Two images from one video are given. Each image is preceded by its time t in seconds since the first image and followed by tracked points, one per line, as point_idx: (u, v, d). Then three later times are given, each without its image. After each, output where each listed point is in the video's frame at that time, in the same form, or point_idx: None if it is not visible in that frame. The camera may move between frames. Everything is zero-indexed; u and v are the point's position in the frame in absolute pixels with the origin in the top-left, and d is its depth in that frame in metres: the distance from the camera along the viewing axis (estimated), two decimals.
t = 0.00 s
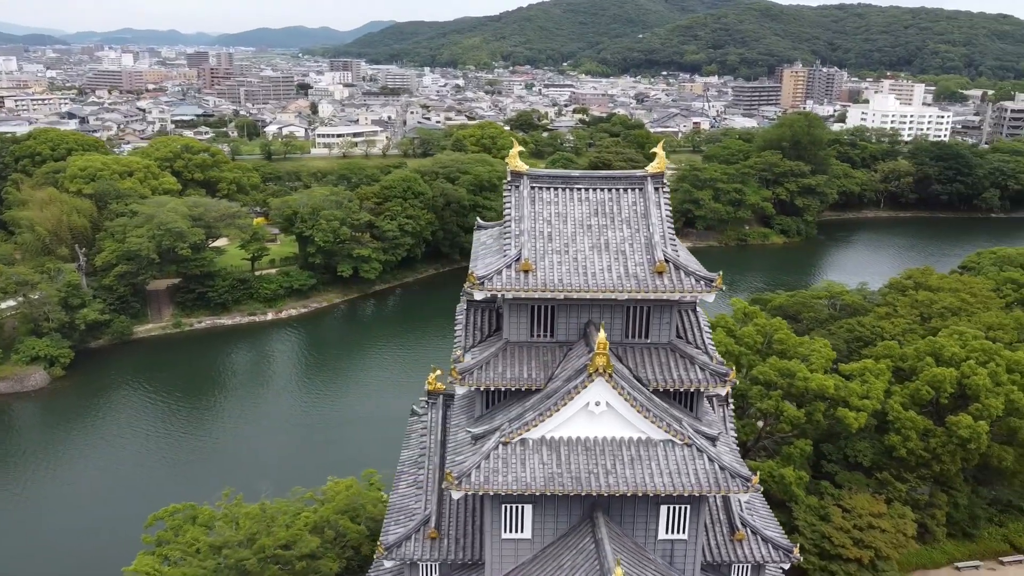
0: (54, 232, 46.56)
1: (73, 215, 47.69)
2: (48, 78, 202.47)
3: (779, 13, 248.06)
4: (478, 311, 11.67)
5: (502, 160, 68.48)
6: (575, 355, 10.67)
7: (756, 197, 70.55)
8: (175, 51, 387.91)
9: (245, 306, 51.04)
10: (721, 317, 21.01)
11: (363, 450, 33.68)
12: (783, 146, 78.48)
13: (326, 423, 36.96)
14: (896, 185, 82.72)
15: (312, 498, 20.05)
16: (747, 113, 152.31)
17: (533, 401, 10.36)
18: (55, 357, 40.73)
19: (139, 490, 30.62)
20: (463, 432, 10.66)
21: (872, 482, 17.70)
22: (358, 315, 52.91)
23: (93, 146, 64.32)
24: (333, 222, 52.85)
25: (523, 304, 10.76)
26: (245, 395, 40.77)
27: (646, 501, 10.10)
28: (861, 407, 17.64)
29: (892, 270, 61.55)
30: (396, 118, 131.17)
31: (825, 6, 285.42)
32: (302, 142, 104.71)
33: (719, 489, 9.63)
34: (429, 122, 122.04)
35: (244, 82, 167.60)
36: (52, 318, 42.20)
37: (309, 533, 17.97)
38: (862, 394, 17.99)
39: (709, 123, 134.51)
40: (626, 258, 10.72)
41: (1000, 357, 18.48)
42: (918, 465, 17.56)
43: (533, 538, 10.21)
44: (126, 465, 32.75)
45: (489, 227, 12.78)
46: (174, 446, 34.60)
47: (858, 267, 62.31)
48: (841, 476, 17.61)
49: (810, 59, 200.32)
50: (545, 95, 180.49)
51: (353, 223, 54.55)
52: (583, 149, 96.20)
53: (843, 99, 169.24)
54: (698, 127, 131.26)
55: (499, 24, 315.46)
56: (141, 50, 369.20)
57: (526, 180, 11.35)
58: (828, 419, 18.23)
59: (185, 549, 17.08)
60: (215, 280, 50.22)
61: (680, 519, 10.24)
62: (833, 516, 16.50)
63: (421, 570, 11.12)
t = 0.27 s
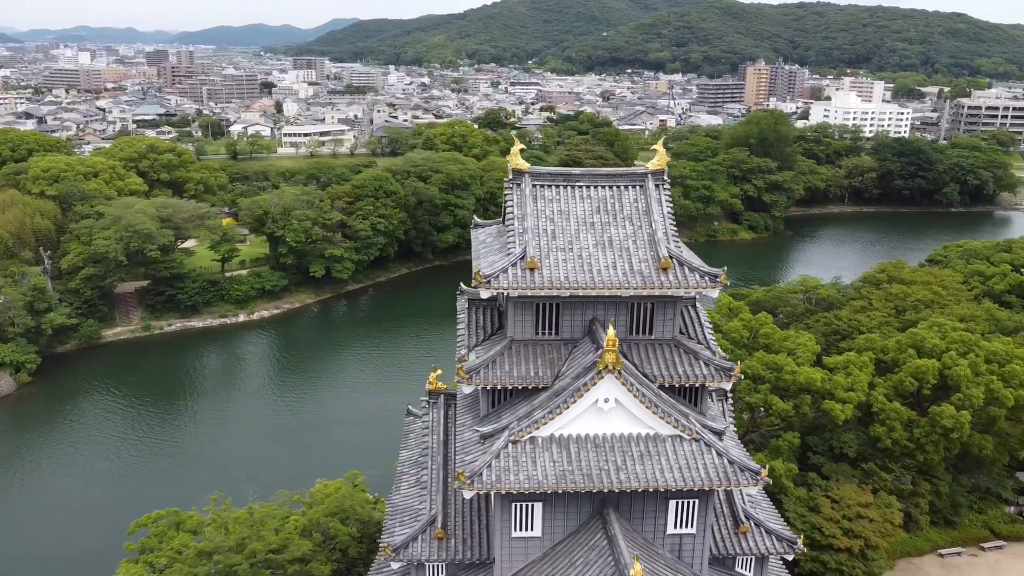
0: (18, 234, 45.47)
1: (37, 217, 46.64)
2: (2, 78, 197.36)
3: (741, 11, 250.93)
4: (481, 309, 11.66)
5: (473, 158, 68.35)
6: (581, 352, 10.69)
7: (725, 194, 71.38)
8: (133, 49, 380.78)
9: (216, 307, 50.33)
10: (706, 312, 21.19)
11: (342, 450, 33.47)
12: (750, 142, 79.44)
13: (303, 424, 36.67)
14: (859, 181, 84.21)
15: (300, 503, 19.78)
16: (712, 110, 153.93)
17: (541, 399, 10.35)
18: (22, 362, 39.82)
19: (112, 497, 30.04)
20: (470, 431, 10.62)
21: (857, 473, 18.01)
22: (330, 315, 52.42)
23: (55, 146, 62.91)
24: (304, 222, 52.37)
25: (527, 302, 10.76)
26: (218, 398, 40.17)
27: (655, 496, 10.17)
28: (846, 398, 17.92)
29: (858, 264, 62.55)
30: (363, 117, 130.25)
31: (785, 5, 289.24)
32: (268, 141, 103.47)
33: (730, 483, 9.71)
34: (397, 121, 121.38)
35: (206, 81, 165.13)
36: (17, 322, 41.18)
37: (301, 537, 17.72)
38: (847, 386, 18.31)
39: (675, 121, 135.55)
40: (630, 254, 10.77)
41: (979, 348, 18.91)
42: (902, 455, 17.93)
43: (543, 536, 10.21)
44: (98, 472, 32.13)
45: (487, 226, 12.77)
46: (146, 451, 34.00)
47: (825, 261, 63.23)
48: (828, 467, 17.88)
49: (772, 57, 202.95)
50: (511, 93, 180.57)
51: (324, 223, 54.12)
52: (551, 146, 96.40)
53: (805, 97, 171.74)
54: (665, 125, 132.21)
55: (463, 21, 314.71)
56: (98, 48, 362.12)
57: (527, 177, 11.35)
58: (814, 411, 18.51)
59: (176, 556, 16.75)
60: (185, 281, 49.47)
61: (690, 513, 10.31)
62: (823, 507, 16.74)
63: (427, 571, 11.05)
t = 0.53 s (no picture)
0: None
1: None
2: None
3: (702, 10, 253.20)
4: (482, 308, 11.63)
5: (442, 157, 68.13)
6: (586, 349, 10.70)
7: (693, 191, 72.01)
8: (87, 48, 372.65)
9: (184, 310, 49.49)
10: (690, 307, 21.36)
11: (319, 453, 33.08)
12: (716, 140, 80.24)
13: (278, 427, 36.21)
14: (823, 177, 85.58)
15: (286, 507, 19.54)
16: (676, 108, 155.10)
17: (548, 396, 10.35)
18: None
19: (82, 507, 29.30)
20: (477, 430, 10.58)
21: (843, 463, 18.32)
22: (301, 317, 51.78)
23: (13, 147, 61.29)
24: (274, 222, 51.74)
25: (531, 301, 10.75)
26: (189, 403, 39.44)
27: (664, 491, 10.22)
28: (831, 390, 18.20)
29: (823, 259, 63.46)
30: (327, 116, 128.90)
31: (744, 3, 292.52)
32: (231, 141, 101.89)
33: (739, 477, 9.81)
34: (362, 120, 120.34)
35: (165, 80, 162.11)
36: None
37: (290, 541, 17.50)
38: (831, 379, 18.59)
39: (641, 118, 136.36)
40: (633, 251, 10.81)
41: (956, 339, 19.34)
42: (885, 445, 18.28)
43: (553, 534, 10.21)
44: (67, 481, 31.34)
45: (484, 224, 12.74)
46: (117, 459, 33.24)
47: (789, 256, 64.06)
48: (814, 459, 18.15)
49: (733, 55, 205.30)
50: (476, 92, 180.10)
51: (293, 223, 53.50)
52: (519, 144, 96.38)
53: (767, 94, 173.87)
54: (630, 123, 132.96)
55: (426, 20, 313.13)
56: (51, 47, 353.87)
57: (528, 176, 11.31)
58: (799, 404, 18.76)
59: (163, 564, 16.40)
60: (152, 284, 48.56)
61: (697, 507, 10.39)
62: (811, 497, 16.99)
63: (434, 571, 10.98)
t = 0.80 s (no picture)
0: None
1: None
2: None
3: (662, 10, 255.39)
4: (483, 309, 11.60)
5: (411, 157, 67.79)
6: (590, 347, 10.71)
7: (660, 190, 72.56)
8: (39, 49, 363.96)
9: (151, 315, 48.57)
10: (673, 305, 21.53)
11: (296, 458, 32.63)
12: (682, 139, 80.95)
13: (254, 432, 35.62)
14: (786, 175, 86.85)
15: (272, 513, 19.29)
16: (639, 107, 156.21)
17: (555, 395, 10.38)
18: None
19: (52, 519, 28.55)
20: (483, 431, 10.54)
21: (827, 456, 18.62)
22: (271, 321, 51.10)
23: None
24: (242, 225, 51.03)
25: (536, 300, 10.74)
26: (159, 410, 38.66)
27: (671, 487, 10.29)
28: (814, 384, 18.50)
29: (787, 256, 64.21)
30: (290, 117, 127.38)
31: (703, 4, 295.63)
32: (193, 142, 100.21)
33: (746, 471, 9.91)
34: (326, 121, 119.12)
35: (122, 81, 158.90)
36: None
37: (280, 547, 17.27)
38: (814, 373, 18.89)
39: (605, 118, 137.10)
40: (635, 250, 10.86)
41: (935, 332, 19.76)
42: (868, 437, 18.62)
43: (561, 532, 10.21)
44: (36, 492, 30.53)
45: (481, 223, 12.72)
46: (86, 469, 32.47)
47: (755, 253, 64.70)
48: (799, 453, 18.40)
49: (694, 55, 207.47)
50: (440, 92, 179.46)
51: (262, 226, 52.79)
52: (486, 145, 96.25)
53: (728, 94, 175.88)
54: (594, 123, 133.57)
55: (387, 20, 311.29)
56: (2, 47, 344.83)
57: (528, 175, 11.31)
58: (784, 399, 19.03)
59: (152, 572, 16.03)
60: (118, 289, 47.56)
61: (703, 502, 10.47)
62: (799, 490, 17.24)
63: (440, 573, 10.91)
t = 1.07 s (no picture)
0: None
1: None
2: None
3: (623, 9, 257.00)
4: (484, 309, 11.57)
5: (379, 157, 67.35)
6: (594, 346, 10.73)
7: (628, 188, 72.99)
8: None
9: (117, 320, 47.60)
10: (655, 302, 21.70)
11: (270, 463, 32.19)
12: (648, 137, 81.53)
13: (226, 438, 35.05)
14: (750, 172, 87.99)
15: (258, 518, 19.04)
16: (603, 106, 157.07)
17: (561, 394, 10.38)
18: None
19: (20, 532, 27.79)
20: (489, 432, 10.51)
21: (811, 449, 18.91)
22: (239, 324, 50.33)
23: None
24: (209, 227, 50.21)
25: (539, 299, 10.73)
26: (127, 418, 37.85)
27: (678, 484, 10.36)
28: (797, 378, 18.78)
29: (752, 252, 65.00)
30: (252, 117, 125.65)
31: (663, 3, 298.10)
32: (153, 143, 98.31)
33: (752, 466, 10.02)
34: (288, 121, 117.73)
35: (77, 81, 155.27)
36: None
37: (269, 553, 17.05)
38: (796, 367, 19.18)
39: (569, 117, 137.60)
40: (637, 248, 10.91)
41: (913, 325, 20.18)
42: (850, 429, 18.96)
43: (570, 531, 10.21)
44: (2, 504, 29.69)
45: (476, 224, 12.69)
46: (54, 479, 31.65)
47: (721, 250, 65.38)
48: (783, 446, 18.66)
49: (655, 54, 209.14)
50: (403, 91, 178.48)
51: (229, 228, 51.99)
52: (452, 144, 95.99)
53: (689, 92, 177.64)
54: (559, 121, 133.90)
55: (347, 19, 308.70)
56: None
57: (528, 174, 11.30)
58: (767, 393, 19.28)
59: None
60: (81, 294, 46.50)
61: (708, 497, 10.57)
62: (785, 483, 17.47)
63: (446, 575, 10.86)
